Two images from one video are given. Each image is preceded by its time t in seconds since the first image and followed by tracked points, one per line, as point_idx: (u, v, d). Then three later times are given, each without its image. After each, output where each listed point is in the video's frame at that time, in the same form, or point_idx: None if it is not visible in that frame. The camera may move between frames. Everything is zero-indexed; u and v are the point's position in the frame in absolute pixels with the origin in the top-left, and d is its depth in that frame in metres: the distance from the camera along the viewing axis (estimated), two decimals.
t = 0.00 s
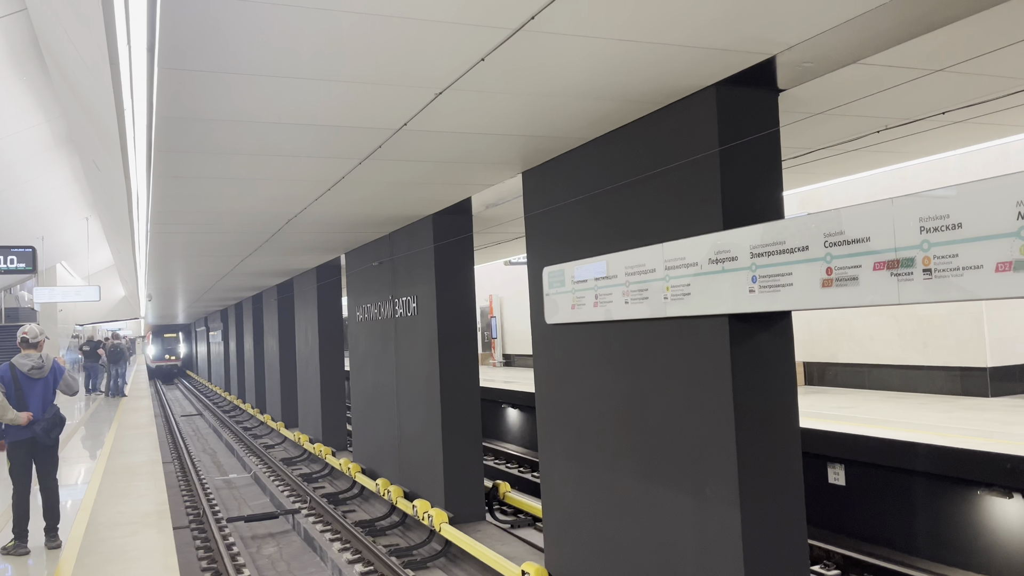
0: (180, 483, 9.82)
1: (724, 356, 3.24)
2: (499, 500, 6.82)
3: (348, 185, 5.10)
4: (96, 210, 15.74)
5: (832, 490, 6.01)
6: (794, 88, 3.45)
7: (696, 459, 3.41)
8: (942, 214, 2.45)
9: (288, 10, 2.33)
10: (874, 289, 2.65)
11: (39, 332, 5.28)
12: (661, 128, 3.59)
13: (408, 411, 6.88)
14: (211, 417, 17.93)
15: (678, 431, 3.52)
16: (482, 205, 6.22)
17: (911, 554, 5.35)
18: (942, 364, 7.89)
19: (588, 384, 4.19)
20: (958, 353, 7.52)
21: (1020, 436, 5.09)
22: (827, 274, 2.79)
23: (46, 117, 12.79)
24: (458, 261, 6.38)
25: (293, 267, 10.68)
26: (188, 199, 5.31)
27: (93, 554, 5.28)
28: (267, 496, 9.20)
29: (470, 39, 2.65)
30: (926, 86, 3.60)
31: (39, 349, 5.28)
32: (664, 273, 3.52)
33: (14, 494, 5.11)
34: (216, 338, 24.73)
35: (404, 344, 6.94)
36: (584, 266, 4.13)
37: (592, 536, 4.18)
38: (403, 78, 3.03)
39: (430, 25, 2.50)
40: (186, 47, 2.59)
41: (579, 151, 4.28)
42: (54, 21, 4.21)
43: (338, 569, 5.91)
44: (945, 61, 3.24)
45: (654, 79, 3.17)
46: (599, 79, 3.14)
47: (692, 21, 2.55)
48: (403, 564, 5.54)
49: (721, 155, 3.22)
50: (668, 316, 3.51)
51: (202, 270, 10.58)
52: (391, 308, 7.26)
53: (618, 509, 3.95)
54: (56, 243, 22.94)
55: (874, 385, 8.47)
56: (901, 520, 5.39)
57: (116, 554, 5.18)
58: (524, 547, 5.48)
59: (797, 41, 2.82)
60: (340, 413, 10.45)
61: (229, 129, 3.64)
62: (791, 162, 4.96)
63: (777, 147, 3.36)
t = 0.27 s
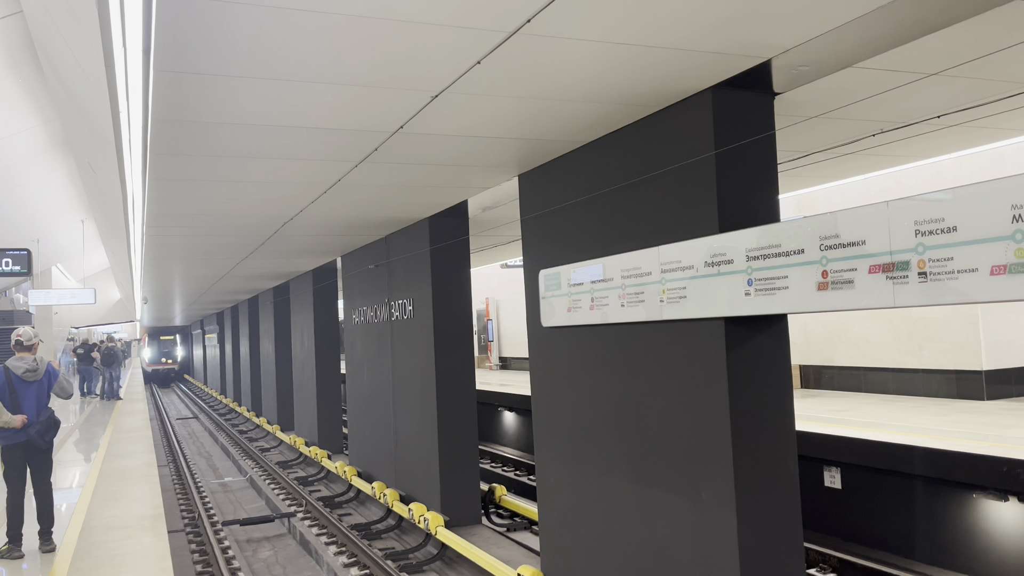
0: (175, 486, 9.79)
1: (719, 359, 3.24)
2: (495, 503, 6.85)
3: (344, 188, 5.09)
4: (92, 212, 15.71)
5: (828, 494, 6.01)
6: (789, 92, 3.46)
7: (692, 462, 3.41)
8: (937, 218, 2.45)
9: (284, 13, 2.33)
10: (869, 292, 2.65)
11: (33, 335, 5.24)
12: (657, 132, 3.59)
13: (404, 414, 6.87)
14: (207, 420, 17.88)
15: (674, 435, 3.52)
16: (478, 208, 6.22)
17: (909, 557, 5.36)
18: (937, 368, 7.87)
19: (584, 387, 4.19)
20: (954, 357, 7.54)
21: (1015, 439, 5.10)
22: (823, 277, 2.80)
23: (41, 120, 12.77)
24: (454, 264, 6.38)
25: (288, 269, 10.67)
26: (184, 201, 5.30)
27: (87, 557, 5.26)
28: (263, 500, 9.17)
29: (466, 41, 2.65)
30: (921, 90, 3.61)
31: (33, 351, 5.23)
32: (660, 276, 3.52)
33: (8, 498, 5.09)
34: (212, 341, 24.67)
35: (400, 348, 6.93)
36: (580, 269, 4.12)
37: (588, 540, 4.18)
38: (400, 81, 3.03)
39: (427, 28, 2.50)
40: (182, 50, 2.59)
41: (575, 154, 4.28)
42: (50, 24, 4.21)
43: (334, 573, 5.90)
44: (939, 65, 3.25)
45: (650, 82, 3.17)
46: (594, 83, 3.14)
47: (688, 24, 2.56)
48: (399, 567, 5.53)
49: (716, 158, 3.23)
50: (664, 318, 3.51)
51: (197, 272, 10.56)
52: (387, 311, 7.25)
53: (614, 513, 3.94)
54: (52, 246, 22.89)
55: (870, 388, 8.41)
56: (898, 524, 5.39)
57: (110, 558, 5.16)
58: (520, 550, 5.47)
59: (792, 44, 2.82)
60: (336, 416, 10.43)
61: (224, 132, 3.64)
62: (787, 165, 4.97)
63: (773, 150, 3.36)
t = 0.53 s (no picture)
0: (172, 490, 9.76)
1: (717, 361, 3.24)
2: (493, 505, 6.83)
3: (341, 190, 5.09)
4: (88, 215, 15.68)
5: (826, 495, 6.02)
6: (786, 94, 3.46)
7: (689, 464, 3.41)
8: (934, 219, 2.45)
9: (281, 14, 2.32)
10: (867, 293, 2.65)
11: (29, 338, 5.24)
12: (654, 133, 3.59)
13: (402, 416, 6.86)
14: (204, 423, 17.84)
15: (671, 437, 3.52)
16: (475, 210, 6.22)
17: (907, 559, 5.36)
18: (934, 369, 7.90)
19: (582, 389, 4.18)
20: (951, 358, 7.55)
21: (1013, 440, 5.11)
22: (820, 278, 2.80)
23: (37, 122, 12.74)
24: (452, 266, 6.38)
25: (285, 271, 10.66)
26: (180, 204, 5.29)
27: (83, 561, 5.24)
28: (260, 503, 9.15)
29: (463, 43, 2.64)
30: (917, 91, 3.62)
31: (29, 355, 5.23)
32: (657, 278, 3.52)
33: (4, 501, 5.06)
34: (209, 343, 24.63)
35: (398, 350, 6.93)
36: (578, 271, 4.12)
37: (586, 542, 4.17)
38: (397, 83, 3.03)
39: (425, 30, 2.50)
40: (179, 52, 2.58)
41: (572, 156, 4.28)
42: (46, 26, 4.20)
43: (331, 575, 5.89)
44: (934, 67, 3.26)
45: (647, 84, 3.18)
46: (591, 85, 3.14)
47: (686, 26, 2.56)
48: (396, 570, 5.52)
49: (713, 160, 3.23)
50: (662, 320, 3.51)
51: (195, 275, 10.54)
52: (384, 313, 7.25)
53: (612, 515, 3.94)
54: (48, 249, 22.83)
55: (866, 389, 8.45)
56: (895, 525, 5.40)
57: (107, 562, 5.14)
58: (518, 553, 5.47)
59: (789, 46, 2.83)
60: (334, 419, 10.41)
61: (221, 134, 3.63)
62: (784, 167, 4.98)
63: (770, 152, 3.37)
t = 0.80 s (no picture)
0: (171, 492, 9.74)
1: (716, 361, 3.24)
2: (492, 507, 6.83)
3: (340, 191, 5.08)
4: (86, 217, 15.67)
5: (825, 495, 6.03)
6: (784, 94, 3.47)
7: (689, 465, 3.41)
8: (932, 219, 2.46)
9: (281, 15, 2.32)
10: (866, 293, 2.65)
11: (27, 341, 5.22)
12: (652, 134, 3.60)
13: (401, 418, 6.85)
14: (202, 425, 17.82)
15: (671, 438, 3.52)
16: (474, 211, 6.22)
17: (906, 559, 5.37)
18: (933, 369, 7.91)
19: (581, 390, 4.18)
20: (949, 358, 7.56)
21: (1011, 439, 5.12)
22: (819, 278, 2.80)
23: (35, 124, 12.72)
24: (450, 267, 6.38)
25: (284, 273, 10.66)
26: (179, 206, 5.29)
27: (82, 563, 5.23)
28: (259, 505, 9.14)
29: (462, 44, 2.64)
30: (915, 92, 3.63)
31: (27, 357, 5.21)
32: (657, 279, 3.52)
33: (3, 504, 5.05)
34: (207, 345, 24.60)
35: (397, 351, 6.92)
36: (577, 272, 4.12)
37: (585, 543, 4.17)
38: (396, 84, 3.02)
39: (424, 31, 2.50)
40: (178, 53, 2.58)
41: (571, 157, 4.28)
42: (44, 27, 4.19)
43: None
44: (931, 67, 3.27)
45: (646, 85, 3.18)
46: (590, 85, 3.14)
47: (685, 26, 2.56)
48: (396, 571, 5.51)
49: (712, 160, 3.23)
50: (661, 321, 3.51)
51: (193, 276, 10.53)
52: (383, 314, 7.24)
53: (612, 516, 3.94)
54: (45, 251, 22.79)
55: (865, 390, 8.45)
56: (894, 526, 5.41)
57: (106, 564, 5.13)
58: (517, 554, 5.46)
59: (788, 46, 2.83)
60: (332, 420, 10.40)
61: (220, 135, 3.63)
62: (782, 167, 4.99)
63: (768, 152, 3.37)
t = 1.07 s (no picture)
0: (172, 493, 9.74)
1: (717, 361, 3.24)
2: (493, 507, 6.83)
3: (341, 191, 5.08)
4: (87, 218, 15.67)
5: (826, 495, 6.03)
6: (785, 94, 3.47)
7: (690, 465, 3.41)
8: (934, 218, 2.45)
9: (282, 16, 2.32)
10: (867, 293, 2.65)
11: (28, 342, 5.22)
12: (653, 134, 3.60)
13: (402, 418, 6.85)
14: (203, 426, 17.82)
15: (672, 438, 3.52)
16: (475, 212, 6.22)
17: (908, 558, 5.37)
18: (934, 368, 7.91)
19: (582, 390, 4.18)
20: (950, 357, 7.55)
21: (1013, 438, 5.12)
22: (820, 278, 2.80)
23: (36, 125, 12.73)
24: (451, 267, 6.38)
25: (285, 274, 10.66)
26: (179, 206, 5.28)
27: (84, 564, 5.23)
28: (260, 505, 9.14)
29: (462, 45, 2.64)
30: (915, 91, 3.63)
31: (29, 358, 5.21)
32: (658, 278, 3.52)
33: (4, 505, 5.06)
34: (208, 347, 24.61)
35: (398, 351, 6.92)
36: (578, 272, 4.12)
37: (586, 543, 4.18)
38: (396, 84, 3.03)
39: (426, 31, 2.50)
40: (178, 54, 2.58)
41: (572, 157, 4.28)
42: (46, 29, 4.19)
43: None
44: (932, 66, 3.27)
45: (648, 85, 3.18)
46: (591, 85, 3.14)
47: (687, 26, 2.56)
48: (398, 572, 5.51)
49: (713, 160, 3.23)
50: (662, 321, 3.51)
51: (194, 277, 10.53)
52: (383, 315, 7.24)
53: (613, 516, 3.94)
54: (46, 252, 22.81)
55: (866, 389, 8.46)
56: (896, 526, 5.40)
57: (108, 564, 5.14)
58: (519, 554, 5.46)
59: (789, 46, 2.83)
60: (334, 421, 10.40)
61: (221, 136, 3.63)
62: (782, 167, 4.99)
63: (769, 152, 3.37)
